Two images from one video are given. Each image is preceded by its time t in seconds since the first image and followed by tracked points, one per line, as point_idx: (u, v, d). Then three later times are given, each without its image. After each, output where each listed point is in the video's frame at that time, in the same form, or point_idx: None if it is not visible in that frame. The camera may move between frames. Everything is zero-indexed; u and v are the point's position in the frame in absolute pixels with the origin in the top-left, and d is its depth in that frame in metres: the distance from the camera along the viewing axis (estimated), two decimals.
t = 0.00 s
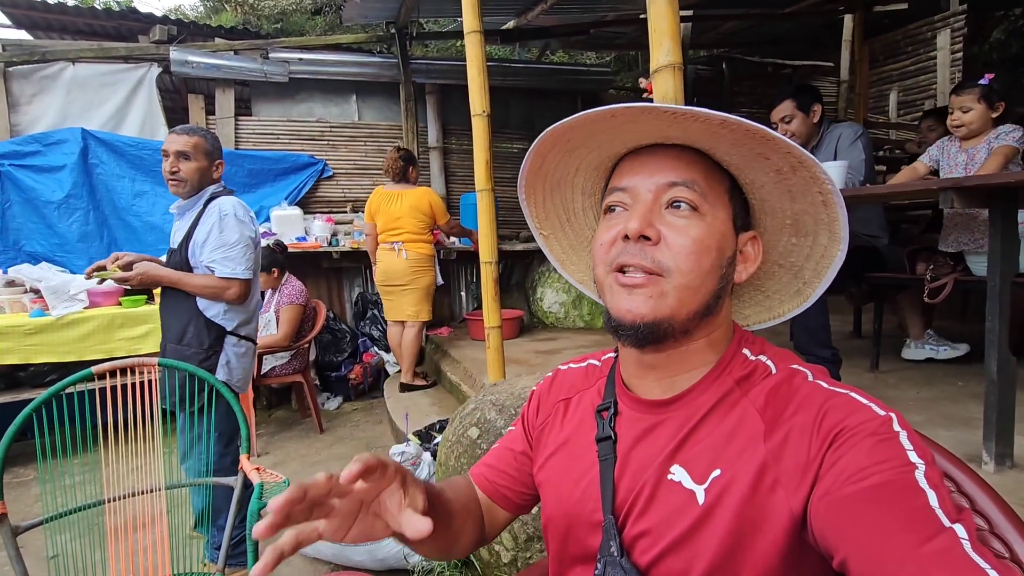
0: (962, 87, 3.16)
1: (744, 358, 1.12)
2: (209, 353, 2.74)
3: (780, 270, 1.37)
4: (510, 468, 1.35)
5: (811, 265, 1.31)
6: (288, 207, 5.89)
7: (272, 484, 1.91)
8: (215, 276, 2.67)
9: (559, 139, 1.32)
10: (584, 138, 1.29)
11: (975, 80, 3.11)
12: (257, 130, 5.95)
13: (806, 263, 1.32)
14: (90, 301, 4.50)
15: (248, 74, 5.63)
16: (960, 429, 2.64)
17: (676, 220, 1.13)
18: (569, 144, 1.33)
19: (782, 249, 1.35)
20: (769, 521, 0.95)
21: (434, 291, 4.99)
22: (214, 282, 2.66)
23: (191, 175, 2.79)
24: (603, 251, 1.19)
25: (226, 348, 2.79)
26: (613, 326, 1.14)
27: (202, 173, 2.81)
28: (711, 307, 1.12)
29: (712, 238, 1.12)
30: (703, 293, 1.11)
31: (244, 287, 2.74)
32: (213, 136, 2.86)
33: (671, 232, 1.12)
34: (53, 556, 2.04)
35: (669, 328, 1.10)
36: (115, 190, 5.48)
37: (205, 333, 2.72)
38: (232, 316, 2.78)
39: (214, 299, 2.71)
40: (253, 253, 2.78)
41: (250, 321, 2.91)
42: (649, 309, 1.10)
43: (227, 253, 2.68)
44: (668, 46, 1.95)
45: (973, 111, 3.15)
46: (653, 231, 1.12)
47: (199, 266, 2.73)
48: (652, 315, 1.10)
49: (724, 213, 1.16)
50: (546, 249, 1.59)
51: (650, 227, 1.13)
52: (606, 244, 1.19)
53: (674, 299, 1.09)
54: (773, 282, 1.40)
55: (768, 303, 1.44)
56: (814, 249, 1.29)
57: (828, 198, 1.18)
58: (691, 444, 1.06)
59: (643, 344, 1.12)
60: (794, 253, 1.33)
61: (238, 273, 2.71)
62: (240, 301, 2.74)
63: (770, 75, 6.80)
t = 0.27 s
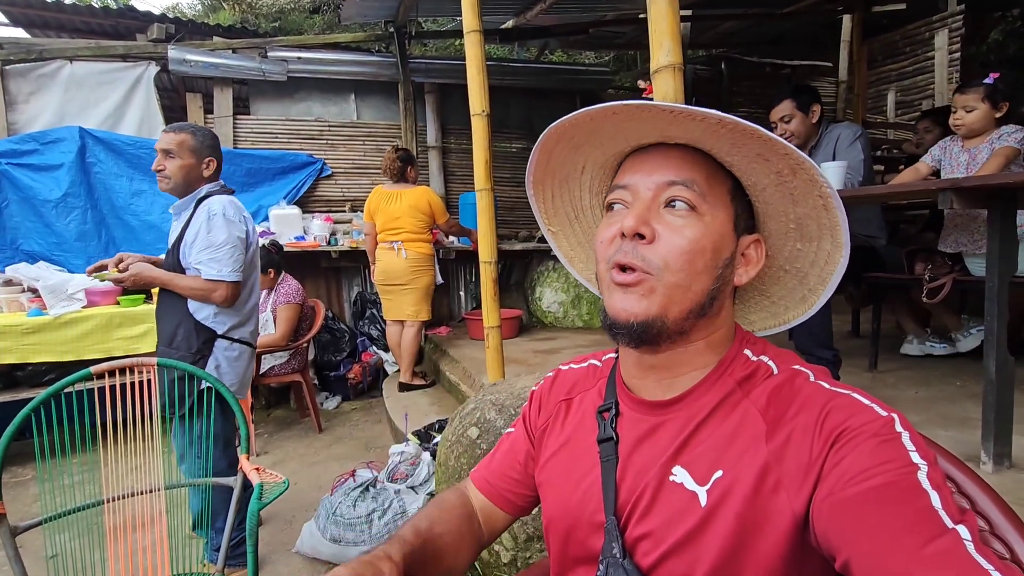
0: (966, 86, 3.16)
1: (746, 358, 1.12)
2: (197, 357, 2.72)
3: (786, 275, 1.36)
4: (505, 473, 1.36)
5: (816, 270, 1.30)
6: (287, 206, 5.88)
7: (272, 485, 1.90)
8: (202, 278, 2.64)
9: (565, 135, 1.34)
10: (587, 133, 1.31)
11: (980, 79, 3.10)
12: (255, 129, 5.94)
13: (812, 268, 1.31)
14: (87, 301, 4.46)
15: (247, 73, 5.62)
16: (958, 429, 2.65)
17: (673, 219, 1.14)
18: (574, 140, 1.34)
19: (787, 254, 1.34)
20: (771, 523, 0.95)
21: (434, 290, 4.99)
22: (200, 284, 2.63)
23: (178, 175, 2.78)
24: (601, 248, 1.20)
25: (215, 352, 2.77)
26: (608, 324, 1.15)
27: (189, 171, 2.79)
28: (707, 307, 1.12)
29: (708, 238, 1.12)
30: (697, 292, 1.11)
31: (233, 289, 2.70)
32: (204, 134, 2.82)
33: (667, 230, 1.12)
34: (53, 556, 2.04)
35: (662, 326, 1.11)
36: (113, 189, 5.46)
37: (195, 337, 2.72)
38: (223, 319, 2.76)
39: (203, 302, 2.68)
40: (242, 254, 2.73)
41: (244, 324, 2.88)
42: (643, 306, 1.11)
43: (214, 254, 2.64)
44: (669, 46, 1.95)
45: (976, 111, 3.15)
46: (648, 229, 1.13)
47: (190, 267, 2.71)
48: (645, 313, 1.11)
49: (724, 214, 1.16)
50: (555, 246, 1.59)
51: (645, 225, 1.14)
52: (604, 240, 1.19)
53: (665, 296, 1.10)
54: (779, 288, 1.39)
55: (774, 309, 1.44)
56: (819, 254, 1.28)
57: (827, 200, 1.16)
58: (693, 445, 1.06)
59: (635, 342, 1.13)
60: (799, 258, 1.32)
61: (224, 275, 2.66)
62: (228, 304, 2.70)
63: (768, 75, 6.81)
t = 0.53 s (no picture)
0: (968, 89, 3.18)
1: (747, 360, 1.12)
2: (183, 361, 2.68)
3: (794, 280, 1.32)
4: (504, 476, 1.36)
5: (821, 274, 1.27)
6: (285, 205, 5.86)
7: (271, 485, 1.89)
8: (179, 280, 2.57)
9: (568, 136, 1.36)
10: (588, 135, 1.33)
11: (982, 81, 3.12)
12: (253, 128, 5.93)
13: (818, 273, 1.27)
14: (85, 299, 4.46)
15: (245, 72, 5.61)
16: (955, 429, 2.66)
17: (663, 220, 1.14)
18: (580, 142, 1.37)
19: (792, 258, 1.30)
20: (773, 525, 0.95)
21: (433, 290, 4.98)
22: (177, 286, 2.56)
23: (158, 174, 2.74)
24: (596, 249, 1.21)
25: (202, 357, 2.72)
26: (599, 324, 1.17)
27: (168, 170, 2.74)
28: (695, 309, 1.12)
29: (696, 240, 1.12)
30: (684, 294, 1.11)
31: (213, 290, 2.61)
32: (188, 131, 2.77)
33: (654, 230, 1.13)
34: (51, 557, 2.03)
35: (646, 326, 1.12)
36: (111, 188, 5.45)
37: (181, 340, 2.68)
38: (209, 322, 2.71)
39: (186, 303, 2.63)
40: (222, 253, 2.63)
41: (234, 327, 2.81)
42: (628, 304, 1.11)
43: (190, 255, 2.57)
44: (669, 47, 1.95)
45: (979, 112, 3.17)
46: (636, 229, 1.14)
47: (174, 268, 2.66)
48: (630, 312, 1.11)
49: (716, 216, 1.15)
50: (571, 247, 1.58)
51: (633, 225, 1.14)
52: (598, 240, 1.20)
53: (649, 296, 1.10)
54: (788, 293, 1.35)
55: (783, 314, 1.39)
56: (822, 258, 1.25)
57: (818, 203, 1.13)
58: (695, 448, 1.06)
59: (621, 341, 1.14)
60: (804, 263, 1.29)
61: (201, 276, 2.57)
62: (208, 306, 2.62)
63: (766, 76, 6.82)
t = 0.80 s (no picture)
0: (986, 82, 3.20)
1: (748, 354, 1.12)
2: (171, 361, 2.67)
3: (796, 276, 1.29)
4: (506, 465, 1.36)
5: (820, 269, 1.22)
6: (282, 204, 5.86)
7: (271, 482, 1.88)
8: (160, 278, 2.54)
9: (570, 132, 1.39)
10: (590, 129, 1.35)
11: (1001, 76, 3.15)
12: (251, 127, 5.92)
13: (818, 268, 1.23)
14: (82, 297, 4.43)
15: (243, 70, 5.60)
16: (953, 427, 2.67)
17: (649, 212, 1.15)
18: (584, 138, 1.39)
19: (793, 253, 1.26)
20: (773, 517, 0.95)
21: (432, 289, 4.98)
22: (157, 285, 2.53)
23: (148, 170, 2.73)
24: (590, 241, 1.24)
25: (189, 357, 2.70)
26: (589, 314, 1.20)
27: (158, 166, 2.72)
28: (679, 300, 1.13)
29: (681, 232, 1.12)
30: (667, 285, 1.12)
31: (192, 290, 2.57)
32: (179, 127, 2.75)
33: (639, 221, 1.14)
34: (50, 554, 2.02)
35: (632, 315, 1.14)
36: (108, 186, 5.43)
37: (168, 340, 2.67)
38: (195, 321, 2.70)
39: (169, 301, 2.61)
40: (203, 252, 2.58)
41: (223, 327, 2.77)
42: (613, 293, 1.14)
43: (170, 254, 2.53)
44: (669, 45, 1.96)
45: (994, 107, 3.19)
46: (622, 220, 1.16)
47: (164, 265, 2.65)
48: (614, 301, 1.14)
49: (702, 208, 1.15)
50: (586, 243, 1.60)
51: (620, 216, 1.17)
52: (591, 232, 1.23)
53: (632, 285, 1.13)
54: (793, 290, 1.31)
55: (792, 313, 1.34)
56: (818, 253, 1.20)
57: (793, 196, 1.11)
58: (696, 440, 1.07)
59: (609, 330, 1.17)
60: (805, 257, 1.25)
61: (180, 275, 2.53)
62: (188, 305, 2.58)
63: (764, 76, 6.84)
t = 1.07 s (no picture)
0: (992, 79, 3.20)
1: (753, 352, 1.12)
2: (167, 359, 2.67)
3: (802, 277, 1.29)
4: (513, 450, 1.36)
5: (827, 270, 1.23)
6: (282, 203, 5.85)
7: (272, 480, 1.88)
8: (153, 276, 2.54)
9: (575, 128, 1.40)
10: (594, 127, 1.35)
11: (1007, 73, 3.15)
12: (251, 125, 5.91)
13: (824, 269, 1.23)
14: (81, 296, 4.44)
15: (243, 68, 5.58)
16: (952, 426, 2.67)
17: (651, 213, 1.15)
18: (589, 134, 1.39)
19: (798, 255, 1.26)
20: (775, 514, 0.95)
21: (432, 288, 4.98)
22: (151, 283, 2.53)
23: (145, 167, 2.73)
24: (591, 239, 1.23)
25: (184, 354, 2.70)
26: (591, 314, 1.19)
27: (154, 164, 2.72)
28: (680, 303, 1.12)
29: (683, 234, 1.12)
30: (669, 287, 1.11)
31: (185, 288, 2.56)
32: (173, 124, 2.74)
33: (642, 222, 1.14)
34: (49, 552, 2.01)
35: (634, 317, 1.13)
36: (107, 184, 5.42)
37: (163, 338, 2.67)
38: (192, 320, 2.69)
39: (163, 300, 2.61)
40: (195, 251, 2.57)
41: (219, 326, 2.76)
42: (614, 295, 1.13)
43: (163, 251, 2.52)
44: (671, 44, 1.96)
45: (997, 105, 3.20)
46: (625, 220, 1.15)
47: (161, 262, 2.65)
48: (615, 303, 1.13)
49: (704, 209, 1.14)
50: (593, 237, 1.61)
51: (622, 217, 1.15)
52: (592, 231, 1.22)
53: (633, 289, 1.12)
54: (798, 290, 1.31)
55: (796, 313, 1.34)
56: (824, 257, 1.20)
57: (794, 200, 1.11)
58: (697, 437, 1.07)
59: (612, 332, 1.16)
60: (808, 259, 1.24)
61: (172, 273, 2.52)
62: (181, 303, 2.58)
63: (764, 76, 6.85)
